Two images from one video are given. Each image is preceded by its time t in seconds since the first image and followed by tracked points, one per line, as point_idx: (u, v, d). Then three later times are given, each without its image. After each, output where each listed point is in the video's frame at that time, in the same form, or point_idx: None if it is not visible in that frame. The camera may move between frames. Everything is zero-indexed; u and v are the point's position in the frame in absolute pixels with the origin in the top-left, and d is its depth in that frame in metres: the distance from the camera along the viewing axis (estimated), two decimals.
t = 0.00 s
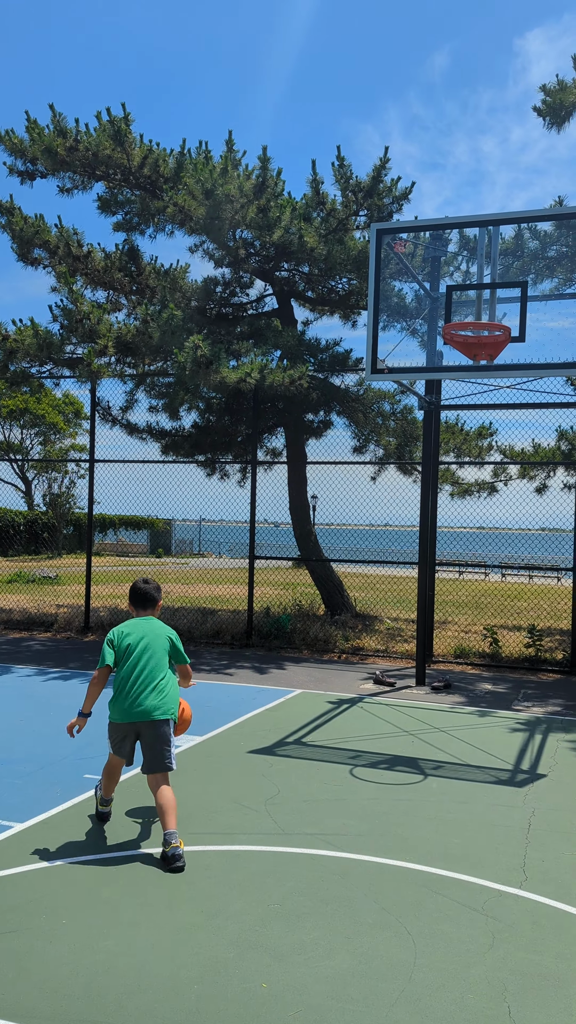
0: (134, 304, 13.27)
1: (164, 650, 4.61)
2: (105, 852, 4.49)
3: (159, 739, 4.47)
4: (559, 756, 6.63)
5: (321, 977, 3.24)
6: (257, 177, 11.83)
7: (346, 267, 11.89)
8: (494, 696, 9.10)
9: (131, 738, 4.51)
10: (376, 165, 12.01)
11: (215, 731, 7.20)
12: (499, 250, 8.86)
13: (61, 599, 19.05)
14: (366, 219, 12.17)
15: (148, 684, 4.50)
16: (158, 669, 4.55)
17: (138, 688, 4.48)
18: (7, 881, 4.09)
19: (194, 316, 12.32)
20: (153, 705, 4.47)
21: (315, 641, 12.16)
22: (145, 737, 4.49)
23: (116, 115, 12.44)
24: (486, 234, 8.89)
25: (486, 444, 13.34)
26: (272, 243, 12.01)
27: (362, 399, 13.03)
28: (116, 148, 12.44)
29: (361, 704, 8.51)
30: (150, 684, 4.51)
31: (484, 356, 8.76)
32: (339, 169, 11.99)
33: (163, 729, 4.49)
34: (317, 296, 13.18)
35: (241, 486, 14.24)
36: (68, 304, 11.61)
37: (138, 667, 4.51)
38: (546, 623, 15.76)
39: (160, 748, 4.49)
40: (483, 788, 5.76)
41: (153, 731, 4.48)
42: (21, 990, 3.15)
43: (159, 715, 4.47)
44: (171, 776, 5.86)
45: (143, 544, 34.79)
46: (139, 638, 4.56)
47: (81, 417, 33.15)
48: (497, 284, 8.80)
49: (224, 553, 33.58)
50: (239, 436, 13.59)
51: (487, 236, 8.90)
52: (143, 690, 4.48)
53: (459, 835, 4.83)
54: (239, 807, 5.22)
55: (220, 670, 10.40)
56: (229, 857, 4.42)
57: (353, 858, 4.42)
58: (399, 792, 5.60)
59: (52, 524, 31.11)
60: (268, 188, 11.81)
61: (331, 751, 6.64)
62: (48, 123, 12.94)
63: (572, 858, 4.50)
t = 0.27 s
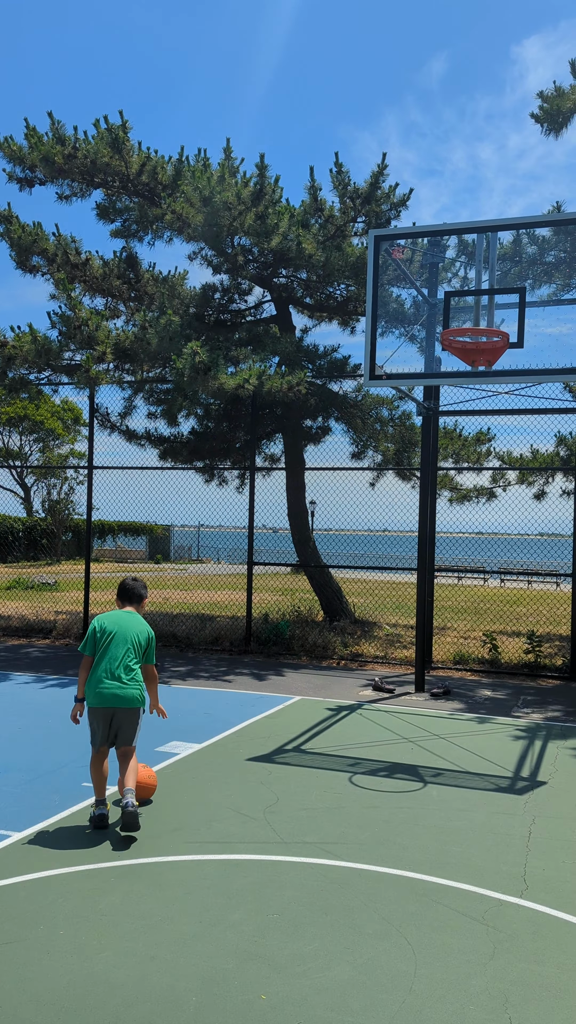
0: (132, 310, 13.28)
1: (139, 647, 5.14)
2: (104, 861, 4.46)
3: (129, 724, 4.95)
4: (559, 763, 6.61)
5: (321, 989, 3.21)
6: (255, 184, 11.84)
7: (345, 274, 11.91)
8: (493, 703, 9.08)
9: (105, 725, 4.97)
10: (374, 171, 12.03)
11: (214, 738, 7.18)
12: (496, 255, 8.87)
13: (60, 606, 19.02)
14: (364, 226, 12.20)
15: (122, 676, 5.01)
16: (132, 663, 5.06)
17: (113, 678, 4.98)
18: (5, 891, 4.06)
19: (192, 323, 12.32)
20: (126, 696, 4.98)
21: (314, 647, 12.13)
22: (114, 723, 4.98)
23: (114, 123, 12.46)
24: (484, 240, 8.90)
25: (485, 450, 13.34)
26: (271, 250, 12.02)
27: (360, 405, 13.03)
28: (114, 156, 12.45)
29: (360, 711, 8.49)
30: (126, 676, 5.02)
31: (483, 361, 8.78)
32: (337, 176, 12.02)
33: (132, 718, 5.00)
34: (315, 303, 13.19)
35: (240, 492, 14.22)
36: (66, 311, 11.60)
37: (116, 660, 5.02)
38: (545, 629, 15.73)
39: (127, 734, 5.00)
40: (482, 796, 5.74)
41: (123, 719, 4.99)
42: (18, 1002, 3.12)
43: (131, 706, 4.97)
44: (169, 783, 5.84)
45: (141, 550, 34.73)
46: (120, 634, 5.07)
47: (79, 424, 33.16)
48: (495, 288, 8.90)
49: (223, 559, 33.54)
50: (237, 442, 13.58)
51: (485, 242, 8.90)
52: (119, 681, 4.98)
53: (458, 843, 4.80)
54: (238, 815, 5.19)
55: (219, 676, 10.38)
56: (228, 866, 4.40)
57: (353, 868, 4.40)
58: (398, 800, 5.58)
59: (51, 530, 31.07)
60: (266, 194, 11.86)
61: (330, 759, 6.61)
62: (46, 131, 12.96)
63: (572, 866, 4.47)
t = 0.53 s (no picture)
0: (131, 315, 13.29)
1: (133, 642, 5.29)
2: (103, 867, 4.45)
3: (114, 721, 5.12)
4: (559, 767, 6.60)
5: (320, 996, 3.20)
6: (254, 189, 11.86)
7: (344, 278, 11.92)
8: (493, 707, 9.07)
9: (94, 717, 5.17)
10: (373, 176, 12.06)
11: (214, 743, 7.17)
12: (495, 260, 8.90)
13: (60, 609, 19.01)
14: (363, 230, 12.21)
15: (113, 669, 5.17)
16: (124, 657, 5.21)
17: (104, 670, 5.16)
18: (4, 897, 4.06)
19: (191, 327, 12.33)
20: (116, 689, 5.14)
21: (314, 651, 12.12)
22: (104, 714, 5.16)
23: (114, 128, 12.48)
24: (483, 244, 8.92)
25: (484, 453, 13.34)
26: (270, 254, 12.05)
27: (359, 409, 13.04)
28: (113, 160, 12.48)
29: (360, 715, 8.48)
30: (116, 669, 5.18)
31: (481, 366, 8.79)
32: (336, 180, 12.04)
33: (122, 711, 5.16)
34: (314, 307, 13.21)
35: (239, 496, 14.22)
36: (65, 316, 11.60)
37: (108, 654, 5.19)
38: (545, 633, 15.72)
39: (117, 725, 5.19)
40: (482, 800, 5.73)
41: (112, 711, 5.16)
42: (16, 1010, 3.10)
43: (119, 698, 5.13)
44: (169, 789, 5.83)
45: (141, 554, 34.70)
46: (113, 627, 5.25)
47: (79, 427, 33.17)
48: (493, 292, 8.90)
49: (222, 563, 33.53)
50: (237, 446, 13.59)
51: (484, 246, 8.92)
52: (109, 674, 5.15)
53: (458, 848, 4.80)
54: (238, 820, 5.18)
55: (218, 681, 10.37)
56: (227, 872, 4.39)
57: (353, 873, 4.39)
58: (398, 805, 5.57)
59: (51, 535, 31.05)
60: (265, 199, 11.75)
61: (329, 763, 6.61)
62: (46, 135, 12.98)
63: (572, 871, 4.47)
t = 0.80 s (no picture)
0: (131, 318, 13.31)
1: (127, 634, 5.44)
2: (104, 870, 4.45)
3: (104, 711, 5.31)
4: (559, 770, 6.60)
5: (320, 998, 3.21)
6: (254, 193, 11.90)
7: (343, 282, 11.93)
8: (493, 710, 9.07)
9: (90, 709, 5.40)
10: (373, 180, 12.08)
11: (214, 746, 7.17)
12: (495, 264, 8.94)
13: (60, 613, 19.00)
14: (363, 234, 12.23)
15: (103, 659, 5.39)
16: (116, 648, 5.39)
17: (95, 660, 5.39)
18: (4, 899, 4.06)
19: (191, 330, 12.34)
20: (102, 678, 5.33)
21: (314, 654, 12.12)
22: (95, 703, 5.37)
23: (114, 132, 12.51)
24: (482, 248, 8.95)
25: (483, 456, 13.34)
26: (270, 257, 12.08)
27: (359, 412, 13.05)
28: (114, 164, 12.51)
29: (360, 718, 8.48)
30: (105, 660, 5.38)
31: (481, 369, 8.78)
32: (336, 184, 12.06)
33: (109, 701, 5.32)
34: (314, 310, 13.22)
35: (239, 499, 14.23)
36: (65, 319, 11.62)
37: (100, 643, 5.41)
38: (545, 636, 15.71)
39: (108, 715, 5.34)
40: (483, 803, 5.74)
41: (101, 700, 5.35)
42: (17, 1013, 3.10)
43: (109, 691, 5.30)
44: (170, 792, 5.83)
45: (141, 558, 34.69)
46: (107, 620, 5.44)
47: (79, 431, 33.18)
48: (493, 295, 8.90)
49: (222, 566, 33.52)
50: (237, 449, 13.60)
51: (483, 250, 8.95)
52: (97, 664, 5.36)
53: (458, 850, 4.80)
54: (238, 823, 5.19)
55: (218, 684, 10.37)
56: (228, 875, 4.39)
57: (353, 876, 4.39)
58: (398, 808, 5.57)
59: (51, 538, 31.06)
60: (265, 202, 11.83)
61: (330, 766, 6.61)
62: (46, 139, 13.01)
63: (572, 874, 4.46)
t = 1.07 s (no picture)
0: (131, 320, 13.32)
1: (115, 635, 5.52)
2: (103, 873, 4.44)
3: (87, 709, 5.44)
4: (559, 772, 6.60)
5: (320, 1001, 3.20)
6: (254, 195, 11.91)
7: (343, 283, 11.94)
8: (493, 711, 9.07)
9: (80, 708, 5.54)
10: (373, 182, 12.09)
11: (214, 748, 7.16)
12: (495, 266, 8.95)
13: (59, 615, 18.98)
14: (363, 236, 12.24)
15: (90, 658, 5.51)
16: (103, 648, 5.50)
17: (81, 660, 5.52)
18: (4, 902, 4.06)
19: (191, 332, 12.34)
20: (87, 677, 5.46)
21: (314, 656, 12.11)
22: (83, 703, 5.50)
23: (114, 134, 12.53)
24: (482, 250, 8.97)
25: (483, 458, 13.34)
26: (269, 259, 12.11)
27: (359, 414, 13.05)
28: (114, 166, 12.52)
29: (360, 720, 8.48)
30: (90, 660, 5.50)
31: (481, 370, 8.76)
32: (336, 186, 12.08)
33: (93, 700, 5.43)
34: (314, 312, 13.23)
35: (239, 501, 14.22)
36: (66, 321, 11.61)
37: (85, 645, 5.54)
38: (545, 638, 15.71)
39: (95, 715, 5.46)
40: (483, 805, 5.73)
41: (88, 700, 5.48)
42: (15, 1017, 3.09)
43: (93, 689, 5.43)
44: (169, 794, 5.82)
45: (141, 559, 34.68)
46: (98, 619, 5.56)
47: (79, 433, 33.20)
48: (493, 298, 8.96)
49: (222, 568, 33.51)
50: (237, 451, 13.60)
51: (483, 252, 8.97)
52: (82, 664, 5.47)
53: (459, 852, 4.79)
54: (238, 825, 5.18)
55: (218, 686, 10.36)
56: (228, 877, 4.39)
57: (354, 878, 4.38)
58: (398, 810, 5.57)
59: (51, 540, 31.04)
60: (266, 204, 11.86)
61: (330, 768, 6.60)
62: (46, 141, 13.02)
63: (572, 876, 4.46)
